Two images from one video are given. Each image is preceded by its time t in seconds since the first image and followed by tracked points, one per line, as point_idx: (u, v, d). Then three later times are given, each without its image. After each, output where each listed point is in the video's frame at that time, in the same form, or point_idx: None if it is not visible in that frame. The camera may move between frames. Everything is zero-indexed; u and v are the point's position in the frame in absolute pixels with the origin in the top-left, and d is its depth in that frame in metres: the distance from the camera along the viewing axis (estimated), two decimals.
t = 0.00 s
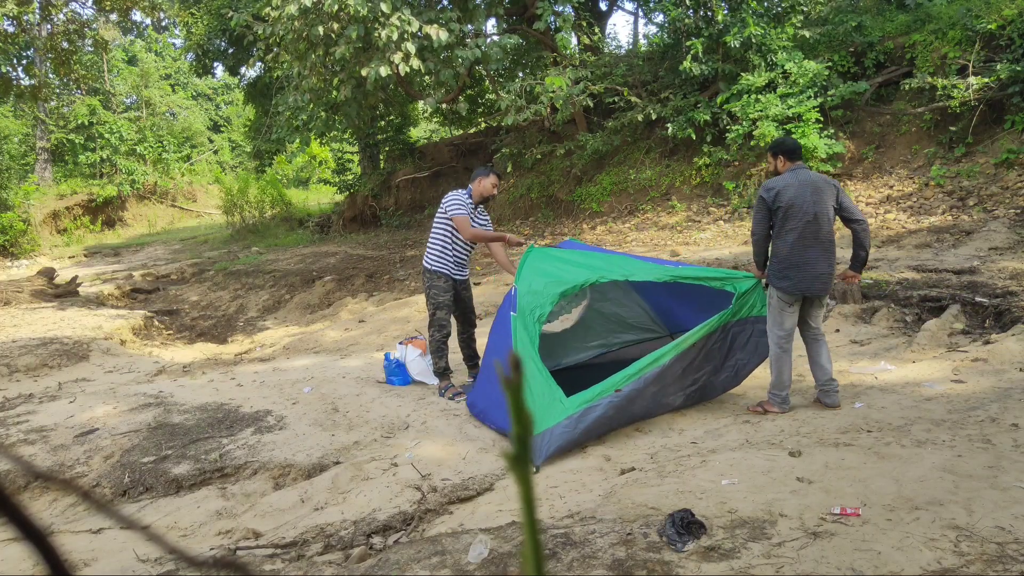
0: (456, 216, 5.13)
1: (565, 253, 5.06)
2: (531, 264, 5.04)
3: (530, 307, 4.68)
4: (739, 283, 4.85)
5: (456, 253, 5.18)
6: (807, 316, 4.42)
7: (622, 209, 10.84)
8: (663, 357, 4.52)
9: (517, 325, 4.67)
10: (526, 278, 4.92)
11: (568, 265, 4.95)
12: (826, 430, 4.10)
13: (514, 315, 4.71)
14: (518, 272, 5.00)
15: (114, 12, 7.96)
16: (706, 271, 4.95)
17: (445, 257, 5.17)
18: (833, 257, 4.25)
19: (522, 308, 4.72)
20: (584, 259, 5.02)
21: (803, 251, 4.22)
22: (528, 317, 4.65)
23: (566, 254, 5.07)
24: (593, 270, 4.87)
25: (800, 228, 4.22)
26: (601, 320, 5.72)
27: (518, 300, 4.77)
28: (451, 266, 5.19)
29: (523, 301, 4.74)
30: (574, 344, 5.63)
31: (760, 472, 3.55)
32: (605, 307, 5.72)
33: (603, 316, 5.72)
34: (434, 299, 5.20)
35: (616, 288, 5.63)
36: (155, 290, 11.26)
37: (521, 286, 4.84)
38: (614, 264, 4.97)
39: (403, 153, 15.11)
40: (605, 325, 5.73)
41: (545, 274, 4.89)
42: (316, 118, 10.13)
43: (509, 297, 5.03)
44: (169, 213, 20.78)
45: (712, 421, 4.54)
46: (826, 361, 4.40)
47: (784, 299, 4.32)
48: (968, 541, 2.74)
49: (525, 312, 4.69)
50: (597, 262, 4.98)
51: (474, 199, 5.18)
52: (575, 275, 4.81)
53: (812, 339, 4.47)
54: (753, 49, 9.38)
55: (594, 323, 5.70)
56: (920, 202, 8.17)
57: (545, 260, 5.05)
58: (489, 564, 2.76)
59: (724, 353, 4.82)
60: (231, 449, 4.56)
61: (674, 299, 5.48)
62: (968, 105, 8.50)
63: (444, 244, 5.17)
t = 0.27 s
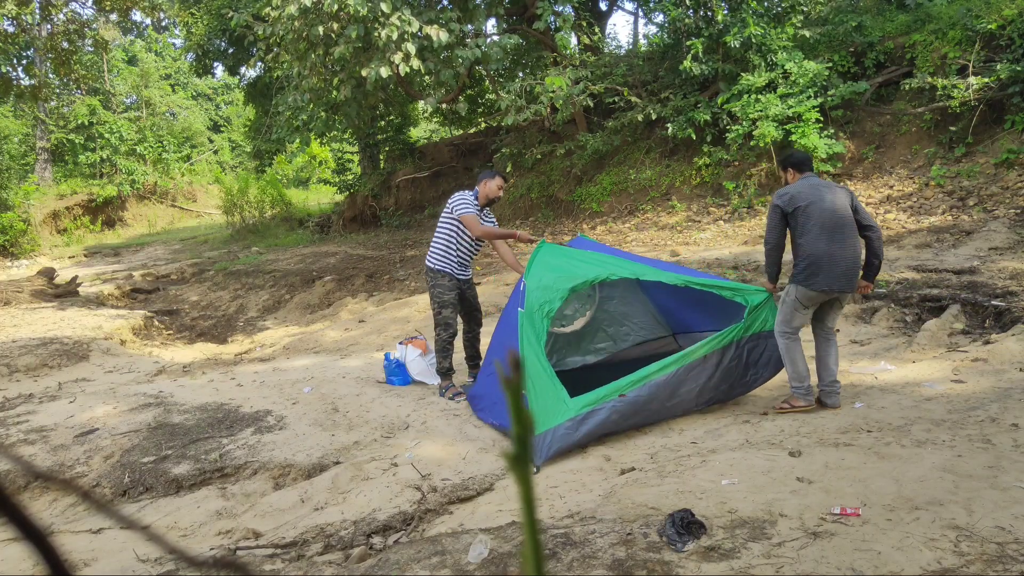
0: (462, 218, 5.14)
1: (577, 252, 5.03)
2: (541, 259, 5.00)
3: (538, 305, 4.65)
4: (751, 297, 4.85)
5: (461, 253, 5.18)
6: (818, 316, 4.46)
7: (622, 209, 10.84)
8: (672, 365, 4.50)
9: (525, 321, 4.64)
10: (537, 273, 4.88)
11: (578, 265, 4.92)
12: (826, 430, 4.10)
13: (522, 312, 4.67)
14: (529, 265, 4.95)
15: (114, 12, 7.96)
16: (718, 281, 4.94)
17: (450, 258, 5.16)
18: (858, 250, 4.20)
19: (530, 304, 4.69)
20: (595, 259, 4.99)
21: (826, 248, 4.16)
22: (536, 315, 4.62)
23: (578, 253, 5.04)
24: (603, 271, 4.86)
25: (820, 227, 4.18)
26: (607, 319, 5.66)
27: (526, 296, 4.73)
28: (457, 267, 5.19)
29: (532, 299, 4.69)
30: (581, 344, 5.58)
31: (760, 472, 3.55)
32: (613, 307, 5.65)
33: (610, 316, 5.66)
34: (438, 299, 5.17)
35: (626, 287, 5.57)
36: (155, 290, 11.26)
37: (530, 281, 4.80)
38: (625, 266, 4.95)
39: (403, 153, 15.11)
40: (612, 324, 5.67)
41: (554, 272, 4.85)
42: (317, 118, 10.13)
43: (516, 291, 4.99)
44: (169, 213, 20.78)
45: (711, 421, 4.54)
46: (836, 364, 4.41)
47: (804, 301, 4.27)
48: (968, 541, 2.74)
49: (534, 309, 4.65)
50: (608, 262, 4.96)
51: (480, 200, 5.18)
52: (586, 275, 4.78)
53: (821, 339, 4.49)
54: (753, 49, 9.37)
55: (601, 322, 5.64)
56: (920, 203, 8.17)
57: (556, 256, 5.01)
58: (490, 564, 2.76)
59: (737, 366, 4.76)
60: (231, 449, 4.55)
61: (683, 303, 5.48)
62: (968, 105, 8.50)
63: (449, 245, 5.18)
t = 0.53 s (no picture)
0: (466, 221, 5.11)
1: (593, 250, 4.95)
2: (556, 253, 4.89)
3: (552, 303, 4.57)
4: (767, 311, 4.80)
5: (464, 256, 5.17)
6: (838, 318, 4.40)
7: (622, 209, 10.84)
8: (683, 373, 4.49)
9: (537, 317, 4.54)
10: (552, 269, 4.78)
11: (594, 265, 4.84)
12: (826, 430, 4.10)
13: (536, 307, 4.57)
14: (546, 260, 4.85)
15: (114, 12, 7.96)
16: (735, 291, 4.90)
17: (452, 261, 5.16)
18: (870, 241, 4.16)
19: (544, 301, 4.59)
20: (611, 261, 4.91)
21: (841, 242, 4.11)
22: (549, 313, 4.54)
23: (594, 251, 4.96)
24: (619, 274, 4.79)
25: (829, 225, 4.15)
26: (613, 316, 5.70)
27: (541, 291, 4.63)
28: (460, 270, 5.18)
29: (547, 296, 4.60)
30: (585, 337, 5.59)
31: (760, 472, 3.55)
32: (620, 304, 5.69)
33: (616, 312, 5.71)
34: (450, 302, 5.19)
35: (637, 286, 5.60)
36: (155, 290, 11.26)
37: (545, 276, 4.70)
38: (641, 271, 4.90)
39: (403, 153, 15.11)
40: (616, 320, 5.72)
41: (570, 269, 4.77)
42: (316, 118, 10.13)
43: (527, 284, 4.88)
44: (169, 213, 20.77)
45: (711, 421, 4.54)
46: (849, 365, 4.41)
47: (831, 301, 4.16)
48: (968, 541, 2.74)
49: (547, 306, 4.57)
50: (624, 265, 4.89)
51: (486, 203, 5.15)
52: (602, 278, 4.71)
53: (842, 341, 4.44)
54: (753, 49, 9.37)
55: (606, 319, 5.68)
56: (920, 203, 8.17)
57: (571, 253, 4.91)
58: (489, 564, 2.76)
59: (747, 380, 4.70)
60: (231, 449, 4.55)
61: (690, 306, 5.51)
62: (968, 105, 8.49)
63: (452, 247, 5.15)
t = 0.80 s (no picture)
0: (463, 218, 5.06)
1: (609, 249, 4.90)
2: (573, 249, 4.82)
3: (566, 301, 4.52)
4: (780, 323, 4.76)
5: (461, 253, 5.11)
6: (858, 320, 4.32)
7: (622, 209, 10.84)
8: (691, 380, 4.45)
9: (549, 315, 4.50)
10: (567, 265, 4.73)
11: (609, 263, 4.76)
12: (826, 430, 4.10)
13: (548, 305, 4.52)
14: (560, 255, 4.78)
15: (114, 12, 7.96)
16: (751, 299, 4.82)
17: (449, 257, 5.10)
18: (890, 233, 4.12)
19: (557, 299, 4.54)
20: (628, 260, 4.83)
21: (860, 235, 4.07)
22: (562, 312, 4.50)
23: (609, 249, 4.90)
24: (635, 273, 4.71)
25: (846, 219, 4.14)
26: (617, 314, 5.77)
27: (554, 288, 4.58)
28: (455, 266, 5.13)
29: (559, 293, 4.56)
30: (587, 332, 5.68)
31: (760, 472, 3.55)
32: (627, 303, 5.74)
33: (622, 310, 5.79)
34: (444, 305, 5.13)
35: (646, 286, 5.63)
36: (155, 290, 11.26)
37: (560, 273, 4.63)
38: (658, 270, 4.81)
39: (403, 153, 15.11)
40: (620, 319, 5.82)
41: (584, 269, 4.72)
42: (316, 118, 10.13)
43: (540, 278, 4.82)
44: (169, 213, 20.74)
45: (711, 421, 4.54)
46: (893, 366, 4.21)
47: (852, 296, 4.09)
48: (968, 541, 2.74)
49: (560, 305, 4.52)
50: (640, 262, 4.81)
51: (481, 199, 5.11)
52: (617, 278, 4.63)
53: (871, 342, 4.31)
54: (753, 49, 9.36)
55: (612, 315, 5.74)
56: (920, 202, 8.17)
57: (588, 250, 4.84)
58: (490, 564, 2.76)
59: (757, 390, 4.63)
60: (231, 449, 4.55)
61: (697, 308, 5.53)
62: (968, 105, 8.49)
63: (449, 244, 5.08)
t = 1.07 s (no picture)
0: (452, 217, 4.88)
1: (612, 248, 4.90)
2: (574, 249, 4.83)
3: (567, 302, 4.53)
4: (785, 322, 4.74)
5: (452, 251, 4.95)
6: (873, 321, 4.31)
7: (622, 209, 10.84)
8: (692, 380, 4.46)
9: (550, 316, 4.51)
10: (569, 265, 4.74)
11: (611, 261, 4.77)
12: (826, 430, 4.10)
13: (549, 306, 4.54)
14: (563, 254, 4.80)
15: (114, 12, 7.96)
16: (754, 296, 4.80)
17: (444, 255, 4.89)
18: (906, 230, 4.14)
19: (558, 300, 4.56)
20: (630, 258, 4.82)
21: (881, 232, 4.07)
22: (562, 312, 4.51)
23: (612, 248, 4.90)
24: (636, 271, 4.72)
25: (864, 217, 4.14)
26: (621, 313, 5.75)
27: (555, 289, 4.60)
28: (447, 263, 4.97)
29: (560, 294, 4.57)
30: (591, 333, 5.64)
31: (760, 472, 3.55)
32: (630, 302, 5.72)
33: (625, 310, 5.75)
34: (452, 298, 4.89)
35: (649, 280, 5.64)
36: (155, 290, 11.26)
37: (561, 273, 4.65)
38: (659, 267, 4.82)
39: (403, 153, 15.12)
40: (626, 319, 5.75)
41: (587, 268, 4.72)
42: (317, 118, 10.12)
43: (542, 278, 4.84)
44: (169, 213, 20.72)
45: (711, 421, 4.54)
46: (898, 366, 4.23)
47: (874, 293, 4.06)
48: (968, 541, 2.74)
49: (561, 305, 4.54)
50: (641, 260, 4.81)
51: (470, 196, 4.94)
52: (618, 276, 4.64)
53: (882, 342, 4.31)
54: (753, 49, 9.36)
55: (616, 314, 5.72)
56: (920, 202, 8.16)
57: (590, 248, 4.85)
58: (490, 564, 2.76)
59: (759, 389, 4.63)
60: (231, 449, 4.55)
61: (701, 307, 5.54)
62: (968, 105, 8.49)
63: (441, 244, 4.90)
